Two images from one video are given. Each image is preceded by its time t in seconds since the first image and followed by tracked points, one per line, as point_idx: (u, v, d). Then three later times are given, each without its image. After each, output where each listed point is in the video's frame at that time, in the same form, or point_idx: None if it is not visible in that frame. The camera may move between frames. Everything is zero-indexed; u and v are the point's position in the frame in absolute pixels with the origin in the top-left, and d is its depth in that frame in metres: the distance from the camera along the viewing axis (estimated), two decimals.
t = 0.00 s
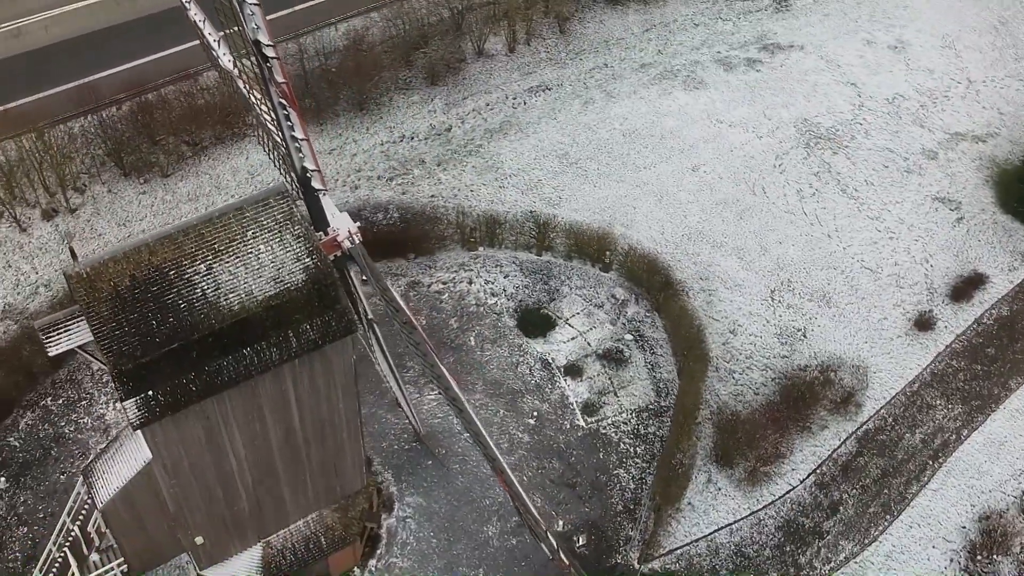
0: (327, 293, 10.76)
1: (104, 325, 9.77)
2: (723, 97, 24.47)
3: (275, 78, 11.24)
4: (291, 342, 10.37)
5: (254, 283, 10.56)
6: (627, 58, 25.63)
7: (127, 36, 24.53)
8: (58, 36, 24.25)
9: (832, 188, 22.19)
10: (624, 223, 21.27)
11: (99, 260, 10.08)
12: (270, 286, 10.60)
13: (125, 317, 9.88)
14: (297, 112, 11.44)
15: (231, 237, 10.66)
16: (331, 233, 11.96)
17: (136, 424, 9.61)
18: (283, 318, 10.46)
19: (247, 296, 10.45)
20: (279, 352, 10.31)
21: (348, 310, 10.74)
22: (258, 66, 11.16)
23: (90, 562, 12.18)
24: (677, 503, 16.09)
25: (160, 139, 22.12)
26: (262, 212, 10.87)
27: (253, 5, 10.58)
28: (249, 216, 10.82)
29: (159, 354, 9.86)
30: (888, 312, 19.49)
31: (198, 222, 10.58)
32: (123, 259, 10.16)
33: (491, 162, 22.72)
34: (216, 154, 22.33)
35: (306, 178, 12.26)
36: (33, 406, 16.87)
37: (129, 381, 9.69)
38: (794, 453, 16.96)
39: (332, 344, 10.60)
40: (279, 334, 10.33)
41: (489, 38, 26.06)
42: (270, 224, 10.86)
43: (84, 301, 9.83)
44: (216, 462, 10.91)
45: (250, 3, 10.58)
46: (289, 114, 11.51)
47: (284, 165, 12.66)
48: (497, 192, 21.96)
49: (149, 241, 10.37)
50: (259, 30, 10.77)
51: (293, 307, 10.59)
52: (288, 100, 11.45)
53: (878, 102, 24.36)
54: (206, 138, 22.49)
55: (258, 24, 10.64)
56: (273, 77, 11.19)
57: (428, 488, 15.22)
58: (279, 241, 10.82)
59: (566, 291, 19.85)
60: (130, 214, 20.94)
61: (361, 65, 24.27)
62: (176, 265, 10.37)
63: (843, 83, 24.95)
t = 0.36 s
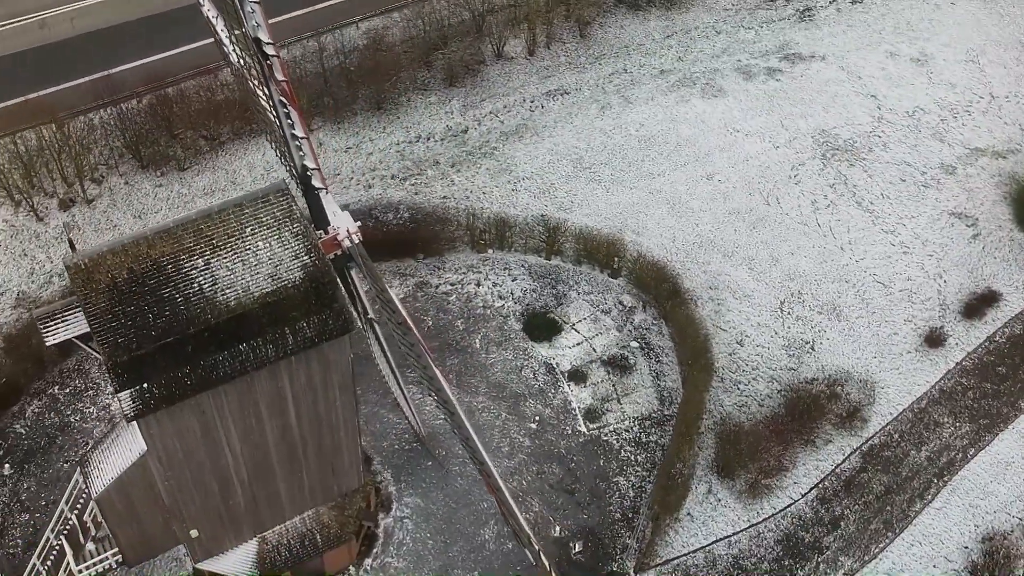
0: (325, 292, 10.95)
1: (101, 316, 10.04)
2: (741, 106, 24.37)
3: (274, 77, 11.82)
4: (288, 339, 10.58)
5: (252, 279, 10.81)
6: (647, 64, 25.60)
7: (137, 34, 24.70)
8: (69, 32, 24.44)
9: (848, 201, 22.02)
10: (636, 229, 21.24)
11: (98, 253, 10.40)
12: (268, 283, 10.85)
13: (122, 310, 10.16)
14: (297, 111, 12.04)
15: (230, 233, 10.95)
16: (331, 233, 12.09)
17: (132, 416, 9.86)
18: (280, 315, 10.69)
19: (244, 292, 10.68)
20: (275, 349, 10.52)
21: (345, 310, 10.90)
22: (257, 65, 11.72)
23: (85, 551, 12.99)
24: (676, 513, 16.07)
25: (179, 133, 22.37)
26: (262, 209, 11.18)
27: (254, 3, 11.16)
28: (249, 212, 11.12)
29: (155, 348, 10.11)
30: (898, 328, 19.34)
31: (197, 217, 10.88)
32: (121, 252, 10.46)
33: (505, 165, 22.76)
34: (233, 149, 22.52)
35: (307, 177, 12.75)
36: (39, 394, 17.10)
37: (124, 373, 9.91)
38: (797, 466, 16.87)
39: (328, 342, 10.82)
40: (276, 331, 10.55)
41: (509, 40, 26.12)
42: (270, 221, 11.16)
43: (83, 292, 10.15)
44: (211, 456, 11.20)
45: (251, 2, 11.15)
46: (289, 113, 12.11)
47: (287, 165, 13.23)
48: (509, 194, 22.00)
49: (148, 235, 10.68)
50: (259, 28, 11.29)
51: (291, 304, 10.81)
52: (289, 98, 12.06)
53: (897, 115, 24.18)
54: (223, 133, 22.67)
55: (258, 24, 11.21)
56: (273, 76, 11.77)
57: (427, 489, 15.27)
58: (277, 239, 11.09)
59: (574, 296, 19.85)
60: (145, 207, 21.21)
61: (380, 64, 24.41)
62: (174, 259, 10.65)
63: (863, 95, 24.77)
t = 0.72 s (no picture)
0: (319, 290, 10.95)
1: (94, 307, 10.17)
2: (755, 115, 24.29)
3: (270, 75, 12.40)
4: (281, 335, 10.66)
5: (246, 275, 10.85)
6: (663, 71, 25.57)
7: (153, 30, 24.93)
8: (82, 27, 24.66)
9: (860, 214, 21.87)
10: (644, 236, 21.21)
11: (94, 245, 10.59)
12: (261, 280, 10.87)
13: (115, 302, 10.25)
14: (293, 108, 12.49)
15: (225, 228, 11.09)
16: (327, 231, 11.70)
17: (123, 407, 10.02)
18: (274, 312, 10.72)
19: (237, 288, 10.73)
20: (268, 346, 10.62)
21: (339, 309, 10.94)
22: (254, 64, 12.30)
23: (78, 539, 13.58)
24: (672, 523, 16.02)
25: (195, 127, 22.58)
26: (259, 205, 11.34)
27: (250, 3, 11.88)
28: (244, 208, 11.28)
29: (146, 340, 10.14)
30: (905, 343, 19.20)
31: (193, 213, 11.08)
32: (117, 244, 10.67)
33: (517, 167, 22.79)
34: (247, 144, 22.72)
35: (303, 174, 13.00)
36: (44, 382, 17.29)
37: (116, 364, 9.99)
38: (796, 480, 16.78)
39: (321, 340, 10.89)
40: (269, 328, 10.63)
41: (526, 43, 26.17)
42: (265, 217, 11.29)
43: (77, 282, 10.28)
44: (204, 450, 11.39)
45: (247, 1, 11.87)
46: (286, 111, 12.58)
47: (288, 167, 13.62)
48: (518, 198, 22.02)
49: (144, 228, 10.87)
50: (255, 25, 11.96)
51: (284, 302, 10.81)
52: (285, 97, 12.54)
53: (914, 129, 24.01)
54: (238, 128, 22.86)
55: (255, 22, 11.89)
56: (269, 74, 12.35)
57: (423, 490, 15.29)
58: (272, 236, 11.17)
59: (578, 301, 19.85)
60: (158, 199, 21.43)
61: (397, 64, 24.53)
62: (168, 253, 10.78)
63: (880, 108, 24.61)
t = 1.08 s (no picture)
0: (309, 289, 11.07)
1: (84, 300, 10.29)
2: (764, 125, 24.21)
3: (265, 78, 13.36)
4: (270, 332, 10.87)
5: (236, 273, 10.91)
6: (674, 78, 25.52)
7: (165, 25, 25.03)
8: (95, 20, 24.80)
9: (866, 227, 21.73)
10: (647, 243, 21.16)
11: (83, 237, 10.55)
12: (251, 278, 10.95)
13: (105, 297, 10.36)
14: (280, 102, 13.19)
15: (216, 224, 11.09)
16: (320, 230, 11.44)
17: (111, 398, 10.35)
18: (263, 309, 10.89)
19: (227, 285, 10.83)
20: (257, 342, 10.85)
21: (329, 308, 11.10)
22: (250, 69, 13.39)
23: (68, 530, 13.78)
24: (665, 531, 16.00)
25: (205, 122, 22.71)
26: (250, 202, 11.26)
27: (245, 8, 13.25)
28: (236, 204, 11.22)
29: (133, 334, 10.40)
30: (907, 358, 19.09)
31: (184, 207, 11.00)
32: (107, 237, 10.61)
33: (522, 171, 22.79)
34: (255, 141, 22.86)
35: (296, 172, 13.06)
36: (44, 372, 17.37)
37: (105, 356, 10.27)
38: (792, 492, 16.71)
39: (309, 338, 11.07)
40: (258, 325, 10.84)
41: (537, 47, 26.15)
42: (257, 215, 11.26)
43: (67, 275, 10.32)
44: (193, 444, 11.60)
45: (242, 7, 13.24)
46: (276, 108, 13.29)
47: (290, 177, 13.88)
48: (523, 201, 22.02)
49: (133, 222, 10.80)
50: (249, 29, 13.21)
51: (274, 298, 10.95)
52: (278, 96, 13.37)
53: (924, 143, 23.83)
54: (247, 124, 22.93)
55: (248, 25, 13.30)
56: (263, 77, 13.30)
57: (416, 491, 15.29)
58: (263, 234, 11.18)
59: (579, 306, 19.85)
60: (165, 194, 21.59)
61: (407, 64, 24.58)
62: (159, 248, 10.78)
63: (890, 120, 24.46)
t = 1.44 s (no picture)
0: (293, 287, 11.12)
1: (66, 294, 10.32)
2: (766, 135, 24.16)
3: (247, 71, 13.30)
4: (254, 330, 10.89)
5: (219, 269, 10.99)
6: (679, 85, 25.50)
7: (170, 20, 25.02)
8: (102, 14, 24.87)
9: (867, 239, 21.65)
10: (646, 250, 21.10)
11: (67, 230, 10.59)
12: (235, 275, 11.03)
13: (87, 290, 10.41)
14: (263, 100, 13.26)
15: (201, 220, 11.14)
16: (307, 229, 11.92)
17: (92, 392, 10.33)
18: (247, 307, 10.92)
19: (210, 281, 10.91)
20: (241, 339, 10.86)
21: (313, 307, 11.11)
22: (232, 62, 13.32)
23: (53, 522, 13.78)
24: (653, 539, 16.00)
25: (208, 118, 22.73)
26: (234, 199, 11.34)
27: None
28: (220, 200, 11.29)
29: (115, 327, 10.38)
30: (904, 372, 18.98)
31: (168, 203, 11.06)
32: (90, 231, 10.67)
33: (523, 174, 22.78)
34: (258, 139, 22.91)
35: (281, 170, 13.26)
36: (38, 364, 17.35)
37: (87, 350, 10.28)
38: (783, 504, 16.65)
39: (294, 336, 11.09)
40: (242, 323, 10.84)
41: (542, 51, 25.97)
42: (241, 211, 11.33)
43: (50, 268, 10.38)
44: (177, 440, 11.60)
45: None
46: (260, 105, 13.38)
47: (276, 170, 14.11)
48: (522, 205, 21.99)
49: (117, 216, 10.85)
50: (228, 20, 13.01)
51: (258, 297, 10.99)
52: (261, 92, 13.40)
53: (928, 156, 23.71)
54: (249, 120, 22.87)
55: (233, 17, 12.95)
56: (246, 71, 13.26)
57: (405, 493, 15.24)
58: (248, 231, 11.24)
59: (575, 312, 19.82)
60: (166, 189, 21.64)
61: (412, 64, 24.59)
62: (142, 243, 10.86)
63: (894, 132, 24.34)
